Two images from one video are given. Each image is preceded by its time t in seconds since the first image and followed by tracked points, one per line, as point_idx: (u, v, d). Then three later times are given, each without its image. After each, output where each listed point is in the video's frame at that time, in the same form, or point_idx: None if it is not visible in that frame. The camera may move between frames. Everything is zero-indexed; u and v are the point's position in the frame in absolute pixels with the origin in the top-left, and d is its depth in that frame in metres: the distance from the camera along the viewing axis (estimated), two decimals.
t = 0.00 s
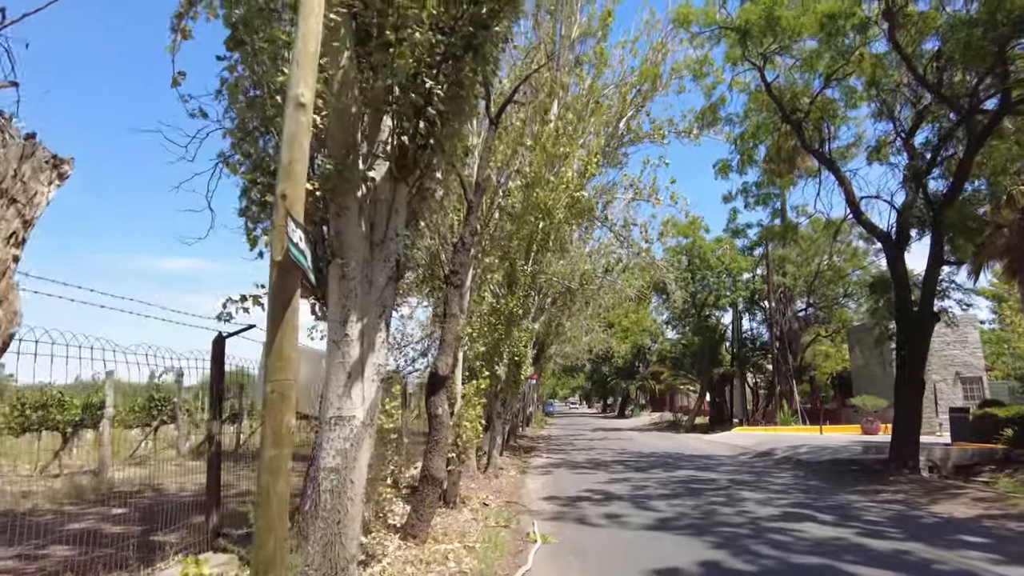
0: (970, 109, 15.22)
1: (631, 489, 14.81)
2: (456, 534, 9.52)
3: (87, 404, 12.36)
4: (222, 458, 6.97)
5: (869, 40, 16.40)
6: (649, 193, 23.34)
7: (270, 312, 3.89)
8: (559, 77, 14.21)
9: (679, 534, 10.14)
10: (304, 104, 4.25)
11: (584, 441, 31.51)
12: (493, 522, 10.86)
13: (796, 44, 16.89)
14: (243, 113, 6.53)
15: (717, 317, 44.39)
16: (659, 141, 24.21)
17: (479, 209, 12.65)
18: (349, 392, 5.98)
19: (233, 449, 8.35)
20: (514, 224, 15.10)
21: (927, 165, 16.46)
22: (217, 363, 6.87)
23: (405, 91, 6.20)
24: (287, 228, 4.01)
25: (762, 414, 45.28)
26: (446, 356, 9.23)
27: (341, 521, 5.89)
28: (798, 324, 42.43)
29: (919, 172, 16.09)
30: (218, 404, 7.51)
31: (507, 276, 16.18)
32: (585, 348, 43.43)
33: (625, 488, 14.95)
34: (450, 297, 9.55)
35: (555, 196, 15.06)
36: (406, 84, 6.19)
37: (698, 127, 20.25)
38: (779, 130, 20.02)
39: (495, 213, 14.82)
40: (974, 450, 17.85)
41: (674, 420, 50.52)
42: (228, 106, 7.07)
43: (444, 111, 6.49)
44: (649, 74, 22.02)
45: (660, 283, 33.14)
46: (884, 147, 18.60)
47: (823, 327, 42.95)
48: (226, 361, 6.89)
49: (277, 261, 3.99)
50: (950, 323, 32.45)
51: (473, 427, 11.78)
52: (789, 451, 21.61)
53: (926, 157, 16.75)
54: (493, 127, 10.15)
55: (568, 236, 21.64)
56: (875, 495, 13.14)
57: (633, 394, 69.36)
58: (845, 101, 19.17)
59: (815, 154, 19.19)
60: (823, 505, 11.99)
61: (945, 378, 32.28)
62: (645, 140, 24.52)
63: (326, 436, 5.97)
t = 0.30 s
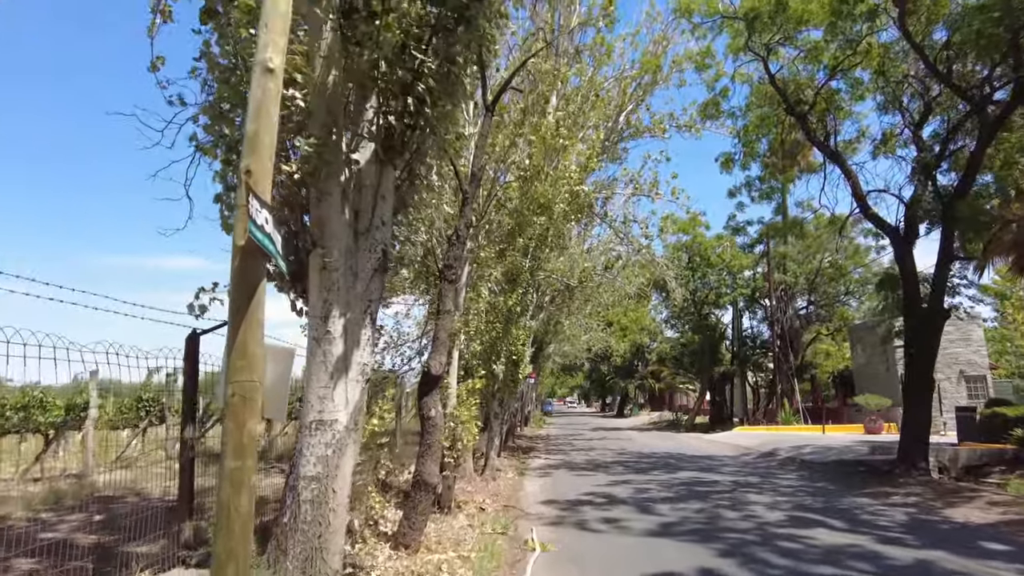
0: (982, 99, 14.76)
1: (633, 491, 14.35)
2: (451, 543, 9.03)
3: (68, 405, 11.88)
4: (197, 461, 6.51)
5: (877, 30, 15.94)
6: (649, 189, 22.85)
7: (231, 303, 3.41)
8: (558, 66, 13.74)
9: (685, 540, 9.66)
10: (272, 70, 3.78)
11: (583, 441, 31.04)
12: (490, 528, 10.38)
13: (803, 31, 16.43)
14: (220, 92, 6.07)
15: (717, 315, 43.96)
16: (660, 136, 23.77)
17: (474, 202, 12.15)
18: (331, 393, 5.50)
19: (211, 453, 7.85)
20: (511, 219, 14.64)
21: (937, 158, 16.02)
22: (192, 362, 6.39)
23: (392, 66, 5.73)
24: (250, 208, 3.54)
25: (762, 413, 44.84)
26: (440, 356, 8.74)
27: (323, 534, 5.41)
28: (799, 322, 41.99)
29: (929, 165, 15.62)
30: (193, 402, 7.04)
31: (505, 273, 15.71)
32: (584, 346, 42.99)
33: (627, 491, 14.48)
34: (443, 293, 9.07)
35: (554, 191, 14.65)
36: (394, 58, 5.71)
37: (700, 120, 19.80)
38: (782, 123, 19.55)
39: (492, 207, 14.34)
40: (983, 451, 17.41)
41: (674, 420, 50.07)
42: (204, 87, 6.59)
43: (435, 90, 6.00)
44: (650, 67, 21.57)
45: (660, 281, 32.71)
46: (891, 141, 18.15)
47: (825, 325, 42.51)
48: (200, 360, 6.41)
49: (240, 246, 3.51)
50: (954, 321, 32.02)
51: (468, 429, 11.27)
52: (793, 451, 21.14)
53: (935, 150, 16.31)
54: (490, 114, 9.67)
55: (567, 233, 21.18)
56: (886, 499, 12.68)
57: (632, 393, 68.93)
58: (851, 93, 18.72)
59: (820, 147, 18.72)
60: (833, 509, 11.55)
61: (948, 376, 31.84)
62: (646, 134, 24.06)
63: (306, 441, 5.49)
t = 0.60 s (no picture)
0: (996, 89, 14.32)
1: (636, 493, 13.95)
2: (447, 551, 8.59)
3: (53, 405, 11.49)
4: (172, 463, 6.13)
5: (886, 20, 15.53)
6: (652, 184, 22.44)
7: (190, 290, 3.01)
8: (560, 57, 13.35)
9: (691, 545, 9.24)
10: (240, 30, 3.38)
11: (584, 441, 30.62)
12: (488, 533, 9.96)
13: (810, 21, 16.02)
14: (203, 69, 5.77)
15: (719, 314, 43.57)
16: (663, 131, 23.37)
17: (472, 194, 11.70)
18: (314, 393, 5.09)
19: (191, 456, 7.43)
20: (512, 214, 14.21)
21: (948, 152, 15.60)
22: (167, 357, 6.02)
23: (380, 39, 5.32)
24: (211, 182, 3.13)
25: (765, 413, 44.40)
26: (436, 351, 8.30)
27: (305, 545, 5.00)
28: (803, 321, 41.57)
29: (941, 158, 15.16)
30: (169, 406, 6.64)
31: (505, 269, 15.30)
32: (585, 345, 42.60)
33: (630, 493, 14.07)
34: (438, 289, 8.64)
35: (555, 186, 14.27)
36: (383, 31, 5.32)
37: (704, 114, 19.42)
38: (789, 116, 19.13)
39: (492, 201, 13.94)
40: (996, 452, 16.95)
41: (675, 420, 49.64)
42: (180, 66, 6.20)
43: (428, 66, 5.57)
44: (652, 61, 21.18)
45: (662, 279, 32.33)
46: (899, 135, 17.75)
47: (828, 324, 42.09)
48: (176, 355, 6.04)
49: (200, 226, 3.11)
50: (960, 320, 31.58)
51: (465, 430, 10.84)
52: (799, 452, 20.73)
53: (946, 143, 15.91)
54: (488, 101, 9.25)
55: (568, 230, 20.78)
56: (898, 502, 12.25)
57: (634, 393, 68.50)
58: (859, 87, 18.30)
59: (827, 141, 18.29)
60: (845, 513, 11.13)
61: (954, 376, 31.39)
62: (649, 129, 23.67)
63: (288, 445, 5.09)
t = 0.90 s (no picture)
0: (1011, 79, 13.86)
1: (639, 495, 13.48)
2: (441, 558, 8.12)
3: (34, 404, 11.05)
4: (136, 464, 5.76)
5: (896, 8, 15.09)
6: (655, 179, 21.98)
7: (127, 266, 2.77)
8: (560, 44, 12.91)
9: (695, 550, 8.77)
10: None
11: (585, 441, 30.19)
12: (485, 539, 9.50)
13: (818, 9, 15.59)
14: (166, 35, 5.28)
15: (720, 313, 43.16)
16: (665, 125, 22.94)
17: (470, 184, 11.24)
18: (291, 390, 4.64)
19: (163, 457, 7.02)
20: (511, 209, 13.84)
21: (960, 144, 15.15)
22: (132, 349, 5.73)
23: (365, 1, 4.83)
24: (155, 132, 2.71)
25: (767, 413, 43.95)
26: (430, 347, 7.85)
27: (281, 558, 4.53)
28: (805, 320, 41.07)
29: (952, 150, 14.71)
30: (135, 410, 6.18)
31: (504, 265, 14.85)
32: (585, 344, 42.19)
33: (632, 495, 13.60)
34: (432, 282, 8.18)
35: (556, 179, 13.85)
36: None
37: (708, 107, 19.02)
38: (795, 108, 18.68)
39: (490, 194, 13.48)
40: (1009, 453, 16.48)
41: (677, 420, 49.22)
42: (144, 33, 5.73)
43: (418, 34, 5.08)
44: (654, 54, 20.77)
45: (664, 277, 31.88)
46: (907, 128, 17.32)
47: (831, 323, 41.65)
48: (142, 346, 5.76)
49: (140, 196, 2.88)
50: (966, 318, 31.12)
51: (461, 431, 10.37)
52: (804, 453, 20.27)
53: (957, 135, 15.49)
54: (486, 84, 8.78)
55: (568, 225, 20.35)
56: (912, 505, 11.78)
57: (635, 394, 68.06)
58: (868, 78, 17.83)
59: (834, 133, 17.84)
60: (856, 516, 10.67)
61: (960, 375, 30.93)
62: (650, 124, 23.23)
63: (262, 446, 4.64)
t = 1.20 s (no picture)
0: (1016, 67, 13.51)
1: (632, 494, 13.10)
2: (423, 561, 7.69)
3: None
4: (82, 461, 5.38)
5: None
6: (650, 173, 21.62)
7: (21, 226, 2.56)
8: (552, 29, 12.51)
9: (691, 552, 8.36)
10: None
11: (578, 439, 29.84)
12: (472, 540, 9.08)
13: None
14: None
15: (715, 310, 42.88)
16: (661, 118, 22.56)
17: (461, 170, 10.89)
18: (250, 380, 4.23)
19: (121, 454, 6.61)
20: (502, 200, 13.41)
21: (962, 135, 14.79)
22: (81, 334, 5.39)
23: None
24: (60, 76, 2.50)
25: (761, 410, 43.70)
26: (413, 339, 7.43)
27: (240, 567, 4.11)
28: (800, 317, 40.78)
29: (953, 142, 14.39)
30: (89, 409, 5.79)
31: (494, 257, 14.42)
32: (578, 341, 41.79)
33: (625, 494, 13.22)
34: (417, 269, 7.77)
35: (549, 169, 13.42)
36: None
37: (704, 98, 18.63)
38: (793, 100, 18.35)
39: (480, 183, 13.04)
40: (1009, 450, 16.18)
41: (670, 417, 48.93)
42: None
43: None
44: (649, 45, 20.38)
45: (659, 273, 31.51)
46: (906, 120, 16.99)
47: (826, 320, 41.40)
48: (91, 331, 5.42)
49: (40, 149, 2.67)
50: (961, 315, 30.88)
51: (450, 427, 9.96)
52: (800, 451, 19.93)
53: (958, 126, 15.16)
54: (473, 63, 8.35)
55: (561, 218, 19.94)
56: (913, 504, 11.44)
57: (629, 391, 67.79)
58: (867, 69, 17.46)
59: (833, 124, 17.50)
60: (858, 515, 10.29)
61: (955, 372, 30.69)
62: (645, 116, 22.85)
63: (219, 443, 4.21)
